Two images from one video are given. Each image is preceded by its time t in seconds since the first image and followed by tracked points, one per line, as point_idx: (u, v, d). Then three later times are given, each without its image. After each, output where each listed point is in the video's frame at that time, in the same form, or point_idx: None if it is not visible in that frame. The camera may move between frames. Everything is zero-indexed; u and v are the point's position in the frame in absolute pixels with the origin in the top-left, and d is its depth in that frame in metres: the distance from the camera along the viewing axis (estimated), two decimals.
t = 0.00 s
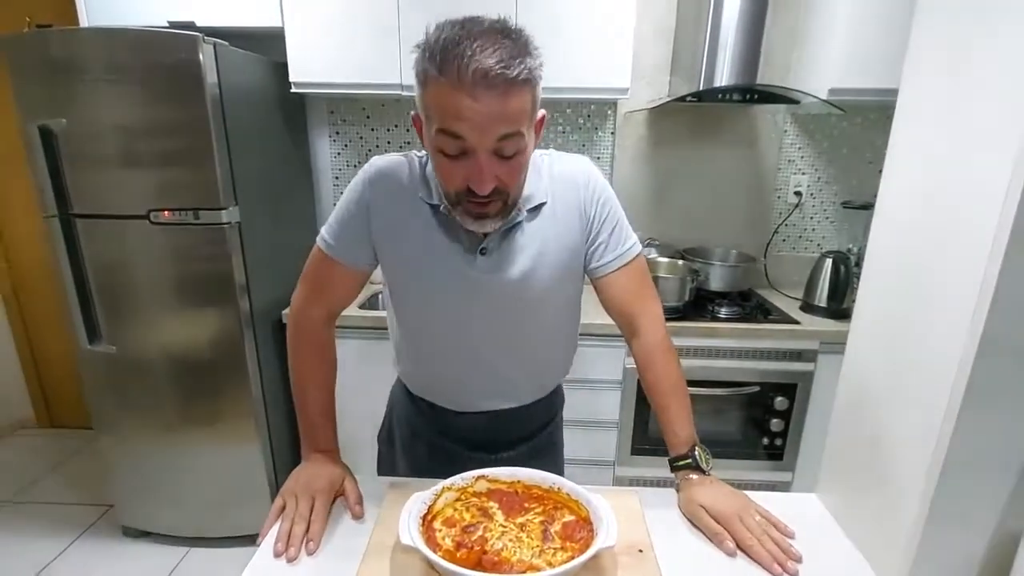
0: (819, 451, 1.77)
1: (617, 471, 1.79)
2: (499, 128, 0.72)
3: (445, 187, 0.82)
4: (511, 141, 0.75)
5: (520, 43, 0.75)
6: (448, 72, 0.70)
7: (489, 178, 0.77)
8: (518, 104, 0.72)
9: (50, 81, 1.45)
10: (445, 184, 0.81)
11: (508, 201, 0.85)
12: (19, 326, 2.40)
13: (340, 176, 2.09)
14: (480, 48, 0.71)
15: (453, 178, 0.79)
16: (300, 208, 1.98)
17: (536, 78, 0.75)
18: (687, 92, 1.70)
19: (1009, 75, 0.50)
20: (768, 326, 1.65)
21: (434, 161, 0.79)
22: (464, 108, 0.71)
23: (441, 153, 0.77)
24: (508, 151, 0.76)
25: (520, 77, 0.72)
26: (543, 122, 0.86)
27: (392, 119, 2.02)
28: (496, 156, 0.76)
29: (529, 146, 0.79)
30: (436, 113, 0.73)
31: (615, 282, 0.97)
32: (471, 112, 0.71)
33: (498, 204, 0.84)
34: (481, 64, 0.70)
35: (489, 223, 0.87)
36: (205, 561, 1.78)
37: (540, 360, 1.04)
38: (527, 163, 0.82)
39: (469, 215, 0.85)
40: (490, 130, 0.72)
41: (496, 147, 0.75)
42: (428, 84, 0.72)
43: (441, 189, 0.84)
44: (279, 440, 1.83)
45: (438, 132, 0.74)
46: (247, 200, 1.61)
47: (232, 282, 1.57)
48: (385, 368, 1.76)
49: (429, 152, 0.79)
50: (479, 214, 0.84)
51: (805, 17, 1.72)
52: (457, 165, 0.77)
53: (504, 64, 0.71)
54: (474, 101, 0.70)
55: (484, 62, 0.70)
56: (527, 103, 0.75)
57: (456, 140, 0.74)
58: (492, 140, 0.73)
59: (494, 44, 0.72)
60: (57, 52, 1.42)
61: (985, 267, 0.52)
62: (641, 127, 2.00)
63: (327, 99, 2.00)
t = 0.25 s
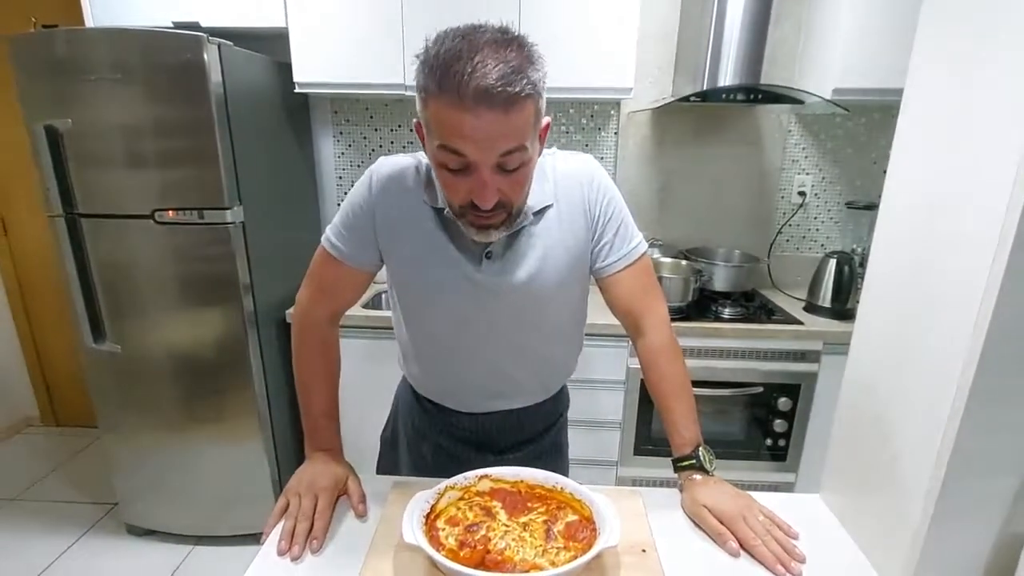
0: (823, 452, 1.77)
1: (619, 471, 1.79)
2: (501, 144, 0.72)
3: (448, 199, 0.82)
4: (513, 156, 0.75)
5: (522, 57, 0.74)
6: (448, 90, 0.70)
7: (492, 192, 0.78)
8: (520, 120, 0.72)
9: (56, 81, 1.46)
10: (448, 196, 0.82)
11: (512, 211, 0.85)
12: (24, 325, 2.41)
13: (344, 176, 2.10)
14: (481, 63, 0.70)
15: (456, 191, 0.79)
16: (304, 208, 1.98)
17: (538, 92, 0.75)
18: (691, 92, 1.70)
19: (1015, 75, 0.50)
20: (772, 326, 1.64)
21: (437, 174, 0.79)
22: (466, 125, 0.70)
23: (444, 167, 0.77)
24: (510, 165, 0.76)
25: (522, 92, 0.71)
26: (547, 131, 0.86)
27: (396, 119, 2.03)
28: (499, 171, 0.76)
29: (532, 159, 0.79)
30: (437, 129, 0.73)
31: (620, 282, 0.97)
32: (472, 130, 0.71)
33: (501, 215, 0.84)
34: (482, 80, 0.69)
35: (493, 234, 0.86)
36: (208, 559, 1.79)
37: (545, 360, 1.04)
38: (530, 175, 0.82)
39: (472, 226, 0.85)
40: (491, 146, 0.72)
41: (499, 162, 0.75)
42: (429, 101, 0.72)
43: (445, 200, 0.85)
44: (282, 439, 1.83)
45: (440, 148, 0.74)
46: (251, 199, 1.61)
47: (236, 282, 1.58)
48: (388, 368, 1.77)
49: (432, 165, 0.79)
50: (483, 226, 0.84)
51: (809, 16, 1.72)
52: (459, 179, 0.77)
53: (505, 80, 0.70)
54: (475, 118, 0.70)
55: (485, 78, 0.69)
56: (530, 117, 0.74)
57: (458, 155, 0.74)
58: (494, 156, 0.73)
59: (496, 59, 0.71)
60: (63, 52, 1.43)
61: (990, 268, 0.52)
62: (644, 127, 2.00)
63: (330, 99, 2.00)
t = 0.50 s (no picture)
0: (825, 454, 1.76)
1: (621, 472, 1.79)
2: (505, 152, 0.73)
3: (454, 203, 0.83)
4: (517, 163, 0.75)
5: (526, 64, 0.74)
6: (453, 98, 0.70)
7: (496, 198, 0.78)
8: (524, 128, 0.72)
9: (61, 81, 1.46)
10: (454, 200, 0.82)
11: (517, 214, 0.85)
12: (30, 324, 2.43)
13: (347, 176, 2.10)
14: (485, 72, 0.70)
15: (460, 196, 0.79)
16: (307, 208, 1.99)
17: (542, 100, 0.75)
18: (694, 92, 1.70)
19: (1018, 78, 0.50)
20: (775, 328, 1.64)
21: (442, 179, 0.80)
22: (470, 133, 0.71)
23: (449, 173, 0.77)
24: (514, 171, 0.76)
25: (525, 100, 0.71)
26: (552, 133, 0.86)
27: (399, 119, 2.03)
28: (503, 176, 0.76)
29: (536, 164, 0.79)
30: (442, 136, 0.73)
31: (624, 283, 0.97)
32: (476, 138, 0.71)
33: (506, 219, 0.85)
34: (486, 89, 0.69)
35: (498, 236, 0.87)
36: (211, 557, 1.79)
37: (550, 360, 1.04)
38: (534, 179, 0.82)
39: (477, 229, 0.86)
40: (496, 154, 0.72)
41: (503, 169, 0.75)
42: (435, 108, 0.73)
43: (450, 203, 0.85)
44: (285, 438, 1.84)
45: (444, 155, 0.74)
46: (255, 199, 1.62)
47: (240, 282, 1.59)
48: (391, 367, 1.77)
49: (438, 170, 0.80)
50: (488, 228, 0.85)
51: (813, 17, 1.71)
52: (464, 185, 0.77)
53: (510, 89, 0.70)
54: (479, 127, 0.70)
55: (489, 87, 0.70)
56: (533, 124, 0.74)
57: (463, 162, 0.74)
58: (498, 163, 0.74)
59: (501, 67, 0.71)
60: (69, 52, 1.44)
61: (993, 270, 0.52)
62: (647, 128, 2.00)
63: (334, 99, 2.00)
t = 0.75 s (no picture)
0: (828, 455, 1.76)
1: (624, 472, 1.79)
2: (510, 144, 0.73)
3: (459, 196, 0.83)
4: (522, 156, 0.75)
5: (531, 59, 0.75)
6: (459, 92, 0.71)
7: (501, 191, 0.78)
8: (528, 121, 0.73)
9: (67, 82, 1.47)
10: (459, 193, 0.83)
11: (521, 208, 0.86)
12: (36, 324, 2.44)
13: (351, 176, 2.11)
14: (491, 66, 0.71)
15: (466, 189, 0.80)
16: (311, 209, 1.99)
17: (545, 93, 0.75)
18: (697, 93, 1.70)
19: (1021, 80, 0.50)
20: (777, 328, 1.64)
21: (447, 172, 0.80)
22: (476, 126, 0.71)
23: (454, 166, 0.78)
24: (519, 164, 0.76)
25: (530, 94, 0.72)
26: (556, 130, 0.87)
27: (403, 120, 2.04)
28: (508, 169, 0.77)
29: (541, 157, 0.80)
30: (448, 129, 0.74)
31: (625, 283, 0.98)
32: (482, 130, 0.71)
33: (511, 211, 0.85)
34: (491, 83, 0.70)
35: (502, 230, 0.87)
36: (214, 556, 1.80)
37: (554, 360, 1.05)
38: (538, 172, 0.82)
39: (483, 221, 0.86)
40: (501, 147, 0.73)
41: (508, 161, 0.75)
42: (441, 102, 0.73)
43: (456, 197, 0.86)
44: (289, 438, 1.85)
45: (450, 148, 0.75)
46: (259, 199, 1.63)
47: (244, 281, 1.59)
48: (393, 367, 1.78)
49: (444, 163, 0.80)
50: (493, 222, 0.85)
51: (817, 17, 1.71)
52: (469, 177, 0.78)
53: (515, 82, 0.71)
54: (484, 119, 0.71)
55: (494, 81, 0.70)
56: (538, 117, 0.75)
57: (468, 155, 0.75)
58: (504, 155, 0.74)
59: (506, 61, 0.72)
60: (75, 53, 1.44)
61: (995, 271, 0.52)
62: (650, 128, 2.00)
63: (338, 99, 2.01)
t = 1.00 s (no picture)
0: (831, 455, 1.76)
1: (627, 471, 1.79)
2: (519, 131, 0.74)
3: (468, 184, 0.84)
4: (530, 144, 0.76)
5: (542, 51, 0.76)
6: (471, 79, 0.71)
7: (509, 178, 0.79)
8: (537, 109, 0.74)
9: (73, 83, 1.48)
10: (467, 180, 0.83)
11: (527, 195, 0.87)
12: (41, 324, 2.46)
13: (354, 176, 2.12)
14: (503, 55, 0.72)
15: (475, 176, 0.81)
16: (315, 209, 2.00)
17: (554, 83, 0.76)
18: (700, 93, 1.70)
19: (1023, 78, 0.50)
20: (780, 328, 1.64)
21: (456, 159, 0.81)
22: (486, 113, 0.72)
23: (464, 152, 0.78)
24: (527, 152, 0.77)
25: (540, 83, 0.73)
26: (562, 123, 0.88)
27: (406, 120, 2.04)
28: (516, 157, 0.77)
29: (548, 146, 0.80)
30: (459, 116, 0.75)
31: (626, 282, 0.98)
32: (492, 117, 0.72)
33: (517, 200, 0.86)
34: (503, 71, 0.71)
35: (508, 218, 0.89)
36: (219, 555, 1.81)
37: (557, 358, 1.05)
38: (545, 161, 0.83)
39: (489, 209, 0.87)
40: (511, 134, 0.74)
41: (517, 149, 0.76)
42: (453, 89, 0.74)
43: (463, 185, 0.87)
44: (293, 438, 1.85)
45: (461, 134, 0.76)
46: (263, 200, 1.63)
47: (248, 281, 1.60)
48: (397, 367, 1.78)
49: (453, 151, 0.81)
50: (499, 209, 0.86)
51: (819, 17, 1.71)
52: (478, 164, 0.79)
53: (526, 71, 0.72)
54: (495, 106, 0.71)
55: (506, 69, 0.71)
56: (546, 106, 0.76)
57: (478, 141, 0.75)
58: (512, 142, 0.75)
59: (518, 51, 0.73)
60: (82, 55, 1.45)
61: (997, 270, 0.52)
62: (652, 128, 2.00)
63: (341, 100, 2.02)
